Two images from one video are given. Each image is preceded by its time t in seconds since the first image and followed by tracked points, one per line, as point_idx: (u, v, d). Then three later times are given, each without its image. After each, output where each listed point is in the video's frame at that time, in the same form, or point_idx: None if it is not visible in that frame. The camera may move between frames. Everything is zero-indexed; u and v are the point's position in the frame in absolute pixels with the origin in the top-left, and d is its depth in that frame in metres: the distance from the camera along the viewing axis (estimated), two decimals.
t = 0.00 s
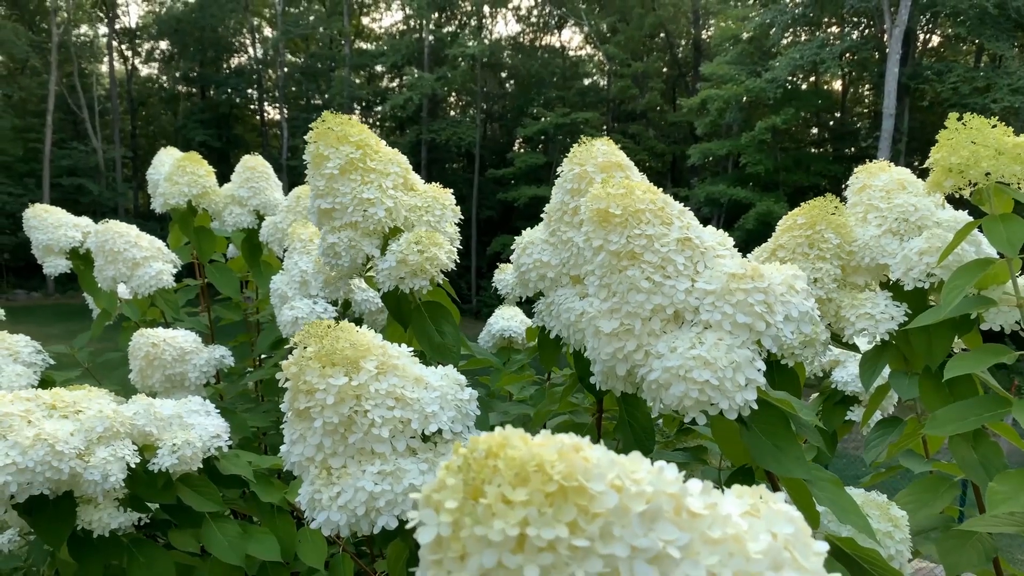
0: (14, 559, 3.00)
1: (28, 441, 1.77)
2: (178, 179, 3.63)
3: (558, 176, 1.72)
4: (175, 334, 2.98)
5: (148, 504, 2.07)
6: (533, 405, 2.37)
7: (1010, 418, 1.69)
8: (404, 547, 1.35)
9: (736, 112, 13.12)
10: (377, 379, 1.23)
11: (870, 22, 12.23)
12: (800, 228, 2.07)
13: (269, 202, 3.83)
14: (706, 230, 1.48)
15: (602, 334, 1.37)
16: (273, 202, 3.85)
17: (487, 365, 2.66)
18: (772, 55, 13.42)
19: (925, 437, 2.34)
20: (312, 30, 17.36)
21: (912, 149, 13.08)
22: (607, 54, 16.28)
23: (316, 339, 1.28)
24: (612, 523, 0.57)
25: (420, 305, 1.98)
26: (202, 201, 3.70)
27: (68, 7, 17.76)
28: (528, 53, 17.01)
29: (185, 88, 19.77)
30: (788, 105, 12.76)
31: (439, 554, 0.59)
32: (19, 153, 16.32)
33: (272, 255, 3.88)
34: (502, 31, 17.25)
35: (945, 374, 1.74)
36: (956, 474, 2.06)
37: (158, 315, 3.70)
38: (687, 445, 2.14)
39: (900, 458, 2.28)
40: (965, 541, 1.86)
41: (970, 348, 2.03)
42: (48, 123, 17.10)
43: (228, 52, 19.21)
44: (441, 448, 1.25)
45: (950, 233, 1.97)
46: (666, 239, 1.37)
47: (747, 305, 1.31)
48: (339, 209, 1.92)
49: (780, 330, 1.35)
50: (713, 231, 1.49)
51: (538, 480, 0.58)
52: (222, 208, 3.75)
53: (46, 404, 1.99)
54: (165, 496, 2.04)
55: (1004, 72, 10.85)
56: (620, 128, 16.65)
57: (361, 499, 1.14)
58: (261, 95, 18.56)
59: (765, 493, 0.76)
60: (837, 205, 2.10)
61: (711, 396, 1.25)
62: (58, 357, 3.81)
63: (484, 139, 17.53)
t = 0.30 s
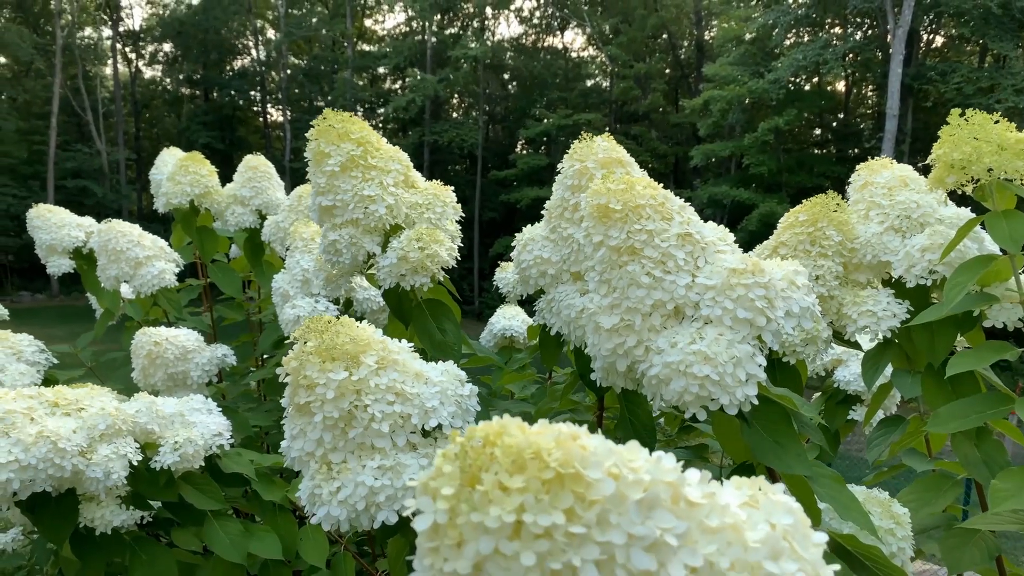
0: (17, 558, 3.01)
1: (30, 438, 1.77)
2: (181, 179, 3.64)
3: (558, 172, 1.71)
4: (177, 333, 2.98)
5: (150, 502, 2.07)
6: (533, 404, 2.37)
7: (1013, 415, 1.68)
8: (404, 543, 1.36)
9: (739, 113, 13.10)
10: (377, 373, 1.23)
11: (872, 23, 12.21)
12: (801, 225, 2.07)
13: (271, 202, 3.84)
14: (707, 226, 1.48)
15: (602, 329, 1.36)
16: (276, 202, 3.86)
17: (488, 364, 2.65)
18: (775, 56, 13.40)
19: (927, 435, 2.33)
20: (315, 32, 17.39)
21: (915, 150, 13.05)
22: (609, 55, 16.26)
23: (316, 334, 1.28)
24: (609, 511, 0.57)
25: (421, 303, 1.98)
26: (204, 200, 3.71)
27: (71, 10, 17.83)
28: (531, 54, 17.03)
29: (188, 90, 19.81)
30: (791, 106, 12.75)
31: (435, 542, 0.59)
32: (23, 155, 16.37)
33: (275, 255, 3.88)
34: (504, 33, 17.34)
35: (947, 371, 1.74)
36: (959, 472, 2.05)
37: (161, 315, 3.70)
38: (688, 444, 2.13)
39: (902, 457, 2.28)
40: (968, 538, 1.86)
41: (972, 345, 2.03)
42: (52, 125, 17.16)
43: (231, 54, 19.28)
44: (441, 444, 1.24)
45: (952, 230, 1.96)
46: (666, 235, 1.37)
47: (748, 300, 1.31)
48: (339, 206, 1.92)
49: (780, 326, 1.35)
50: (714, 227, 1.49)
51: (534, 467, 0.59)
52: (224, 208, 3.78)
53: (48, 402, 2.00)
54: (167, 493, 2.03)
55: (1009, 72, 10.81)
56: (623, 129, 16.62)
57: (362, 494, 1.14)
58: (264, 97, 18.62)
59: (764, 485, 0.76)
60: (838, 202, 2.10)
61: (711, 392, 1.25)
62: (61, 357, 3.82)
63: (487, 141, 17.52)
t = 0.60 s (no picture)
0: (23, 556, 3.03)
1: (34, 435, 1.79)
2: (185, 179, 3.65)
3: (560, 169, 1.71)
4: (181, 331, 2.99)
5: (154, 500, 2.07)
6: (535, 403, 2.36)
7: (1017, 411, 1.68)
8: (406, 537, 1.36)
9: (742, 114, 13.09)
10: (378, 368, 1.23)
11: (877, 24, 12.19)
12: (805, 222, 2.06)
13: (275, 202, 3.85)
14: (709, 221, 1.48)
15: (603, 325, 1.36)
16: (279, 202, 3.87)
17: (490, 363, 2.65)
18: (779, 56, 13.39)
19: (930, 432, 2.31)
20: (319, 34, 17.44)
21: (921, 150, 12.99)
22: (612, 57, 16.26)
23: (317, 329, 1.28)
24: (608, 498, 0.57)
25: (423, 300, 1.98)
26: (208, 200, 3.72)
27: (77, 13, 17.91)
28: (534, 56, 17.05)
29: (193, 93, 19.90)
30: (795, 107, 12.73)
31: (434, 530, 0.58)
32: (29, 157, 16.46)
33: (279, 254, 3.89)
34: (508, 34, 17.38)
35: (952, 369, 1.73)
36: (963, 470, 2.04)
37: (165, 314, 3.71)
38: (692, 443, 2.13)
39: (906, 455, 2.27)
40: (972, 536, 1.85)
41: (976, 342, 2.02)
42: (58, 127, 17.25)
43: (235, 56, 19.39)
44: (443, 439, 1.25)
45: (957, 226, 1.95)
46: (667, 230, 1.37)
47: (750, 295, 1.31)
48: (342, 203, 1.93)
49: (782, 321, 1.34)
50: (716, 223, 1.49)
51: (534, 454, 0.58)
52: (228, 208, 3.79)
53: (53, 399, 2.00)
54: (171, 491, 2.04)
55: (1015, 71, 10.75)
56: (627, 130, 16.59)
57: (364, 489, 1.14)
58: (268, 99, 18.68)
59: (765, 476, 0.75)
60: (842, 200, 2.09)
61: (713, 387, 1.25)
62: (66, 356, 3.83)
63: (491, 142, 17.52)
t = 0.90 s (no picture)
0: (29, 554, 3.05)
1: (40, 432, 1.80)
2: (190, 179, 3.66)
3: (562, 166, 1.71)
4: (185, 330, 3.00)
5: (159, 497, 2.08)
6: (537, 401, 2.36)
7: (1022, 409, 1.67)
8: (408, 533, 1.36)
9: (748, 114, 13.06)
10: (380, 363, 1.23)
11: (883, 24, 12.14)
12: (808, 219, 2.06)
13: (279, 201, 3.87)
14: (711, 217, 1.47)
15: (605, 320, 1.37)
16: (284, 201, 3.89)
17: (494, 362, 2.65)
18: (785, 56, 13.34)
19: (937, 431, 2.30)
20: (324, 36, 17.48)
21: (928, 150, 12.92)
22: (617, 58, 16.26)
23: (320, 324, 1.28)
24: (606, 485, 0.57)
25: (426, 298, 1.98)
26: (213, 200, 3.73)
27: (83, 15, 18.01)
28: (539, 57, 17.03)
29: (199, 95, 19.98)
30: (801, 107, 12.69)
31: (432, 516, 0.59)
32: (37, 160, 16.57)
33: (284, 254, 3.89)
34: (512, 36, 17.29)
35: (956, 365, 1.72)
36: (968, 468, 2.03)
37: (170, 313, 3.72)
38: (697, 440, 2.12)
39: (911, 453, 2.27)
40: (977, 533, 1.84)
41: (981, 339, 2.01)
42: (65, 130, 17.35)
43: (241, 59, 19.48)
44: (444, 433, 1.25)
45: (962, 223, 1.94)
46: (670, 225, 1.37)
47: (752, 290, 1.31)
48: (345, 201, 1.93)
49: (784, 315, 1.34)
50: (719, 219, 1.48)
51: (531, 442, 0.59)
52: (233, 207, 3.81)
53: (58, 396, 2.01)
54: (175, 488, 2.04)
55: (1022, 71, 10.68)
56: (632, 131, 16.57)
57: (366, 483, 1.15)
58: (273, 101, 18.76)
59: (764, 466, 0.75)
60: (845, 196, 2.09)
61: (715, 381, 1.25)
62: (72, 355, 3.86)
63: (495, 143, 17.50)
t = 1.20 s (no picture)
0: (35, 552, 3.07)
1: (45, 428, 1.81)
2: (195, 178, 3.67)
3: (564, 162, 1.70)
4: (190, 328, 3.01)
5: (163, 494, 2.08)
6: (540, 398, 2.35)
7: None
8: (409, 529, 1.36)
9: (754, 115, 13.04)
10: (381, 356, 1.24)
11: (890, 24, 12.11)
12: (812, 216, 2.05)
13: (284, 201, 3.88)
14: (713, 211, 1.47)
15: (607, 315, 1.37)
16: (288, 200, 3.91)
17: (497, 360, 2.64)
18: (791, 57, 13.32)
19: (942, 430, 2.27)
20: (329, 37, 17.54)
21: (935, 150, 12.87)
22: (623, 59, 16.26)
23: (321, 318, 1.29)
24: (602, 469, 0.57)
25: (428, 294, 1.98)
26: (218, 199, 3.75)
27: (92, 18, 18.14)
28: (544, 58, 17.05)
29: (205, 97, 20.06)
30: (807, 107, 12.66)
31: (429, 501, 0.59)
32: (45, 161, 16.68)
33: (288, 252, 3.91)
34: (518, 37, 17.47)
35: (961, 361, 1.71)
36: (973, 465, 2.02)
37: (176, 312, 3.73)
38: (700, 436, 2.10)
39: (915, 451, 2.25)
40: (982, 531, 1.84)
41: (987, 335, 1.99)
42: (73, 132, 17.46)
43: (247, 61, 19.57)
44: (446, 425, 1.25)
45: (965, 220, 1.93)
46: (671, 220, 1.37)
47: (752, 284, 1.31)
48: (348, 198, 1.93)
49: (786, 310, 1.34)
50: (721, 214, 1.48)
51: (528, 426, 0.59)
52: (238, 206, 3.82)
53: (63, 393, 2.02)
54: (178, 485, 2.05)
55: None
56: (637, 132, 16.54)
57: (366, 476, 1.15)
58: (279, 103, 18.84)
59: (763, 456, 0.75)
60: (850, 193, 2.08)
61: (716, 375, 1.25)
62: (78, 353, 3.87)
63: (501, 145, 17.51)
